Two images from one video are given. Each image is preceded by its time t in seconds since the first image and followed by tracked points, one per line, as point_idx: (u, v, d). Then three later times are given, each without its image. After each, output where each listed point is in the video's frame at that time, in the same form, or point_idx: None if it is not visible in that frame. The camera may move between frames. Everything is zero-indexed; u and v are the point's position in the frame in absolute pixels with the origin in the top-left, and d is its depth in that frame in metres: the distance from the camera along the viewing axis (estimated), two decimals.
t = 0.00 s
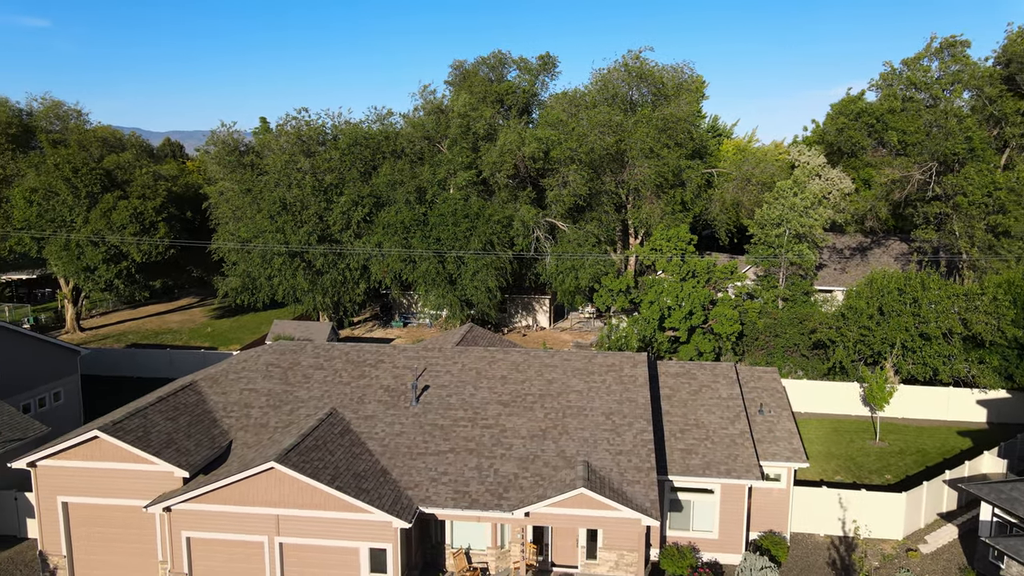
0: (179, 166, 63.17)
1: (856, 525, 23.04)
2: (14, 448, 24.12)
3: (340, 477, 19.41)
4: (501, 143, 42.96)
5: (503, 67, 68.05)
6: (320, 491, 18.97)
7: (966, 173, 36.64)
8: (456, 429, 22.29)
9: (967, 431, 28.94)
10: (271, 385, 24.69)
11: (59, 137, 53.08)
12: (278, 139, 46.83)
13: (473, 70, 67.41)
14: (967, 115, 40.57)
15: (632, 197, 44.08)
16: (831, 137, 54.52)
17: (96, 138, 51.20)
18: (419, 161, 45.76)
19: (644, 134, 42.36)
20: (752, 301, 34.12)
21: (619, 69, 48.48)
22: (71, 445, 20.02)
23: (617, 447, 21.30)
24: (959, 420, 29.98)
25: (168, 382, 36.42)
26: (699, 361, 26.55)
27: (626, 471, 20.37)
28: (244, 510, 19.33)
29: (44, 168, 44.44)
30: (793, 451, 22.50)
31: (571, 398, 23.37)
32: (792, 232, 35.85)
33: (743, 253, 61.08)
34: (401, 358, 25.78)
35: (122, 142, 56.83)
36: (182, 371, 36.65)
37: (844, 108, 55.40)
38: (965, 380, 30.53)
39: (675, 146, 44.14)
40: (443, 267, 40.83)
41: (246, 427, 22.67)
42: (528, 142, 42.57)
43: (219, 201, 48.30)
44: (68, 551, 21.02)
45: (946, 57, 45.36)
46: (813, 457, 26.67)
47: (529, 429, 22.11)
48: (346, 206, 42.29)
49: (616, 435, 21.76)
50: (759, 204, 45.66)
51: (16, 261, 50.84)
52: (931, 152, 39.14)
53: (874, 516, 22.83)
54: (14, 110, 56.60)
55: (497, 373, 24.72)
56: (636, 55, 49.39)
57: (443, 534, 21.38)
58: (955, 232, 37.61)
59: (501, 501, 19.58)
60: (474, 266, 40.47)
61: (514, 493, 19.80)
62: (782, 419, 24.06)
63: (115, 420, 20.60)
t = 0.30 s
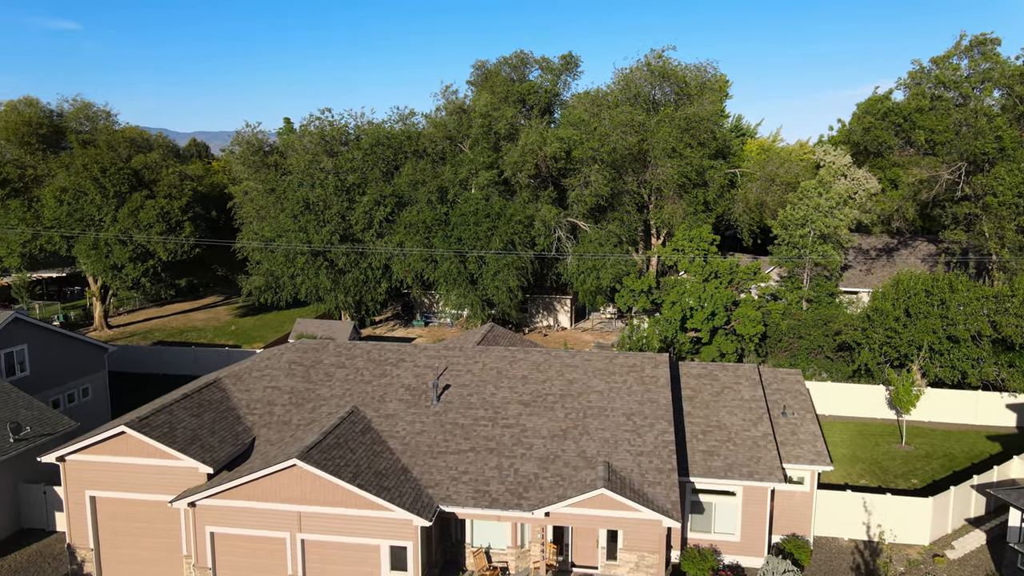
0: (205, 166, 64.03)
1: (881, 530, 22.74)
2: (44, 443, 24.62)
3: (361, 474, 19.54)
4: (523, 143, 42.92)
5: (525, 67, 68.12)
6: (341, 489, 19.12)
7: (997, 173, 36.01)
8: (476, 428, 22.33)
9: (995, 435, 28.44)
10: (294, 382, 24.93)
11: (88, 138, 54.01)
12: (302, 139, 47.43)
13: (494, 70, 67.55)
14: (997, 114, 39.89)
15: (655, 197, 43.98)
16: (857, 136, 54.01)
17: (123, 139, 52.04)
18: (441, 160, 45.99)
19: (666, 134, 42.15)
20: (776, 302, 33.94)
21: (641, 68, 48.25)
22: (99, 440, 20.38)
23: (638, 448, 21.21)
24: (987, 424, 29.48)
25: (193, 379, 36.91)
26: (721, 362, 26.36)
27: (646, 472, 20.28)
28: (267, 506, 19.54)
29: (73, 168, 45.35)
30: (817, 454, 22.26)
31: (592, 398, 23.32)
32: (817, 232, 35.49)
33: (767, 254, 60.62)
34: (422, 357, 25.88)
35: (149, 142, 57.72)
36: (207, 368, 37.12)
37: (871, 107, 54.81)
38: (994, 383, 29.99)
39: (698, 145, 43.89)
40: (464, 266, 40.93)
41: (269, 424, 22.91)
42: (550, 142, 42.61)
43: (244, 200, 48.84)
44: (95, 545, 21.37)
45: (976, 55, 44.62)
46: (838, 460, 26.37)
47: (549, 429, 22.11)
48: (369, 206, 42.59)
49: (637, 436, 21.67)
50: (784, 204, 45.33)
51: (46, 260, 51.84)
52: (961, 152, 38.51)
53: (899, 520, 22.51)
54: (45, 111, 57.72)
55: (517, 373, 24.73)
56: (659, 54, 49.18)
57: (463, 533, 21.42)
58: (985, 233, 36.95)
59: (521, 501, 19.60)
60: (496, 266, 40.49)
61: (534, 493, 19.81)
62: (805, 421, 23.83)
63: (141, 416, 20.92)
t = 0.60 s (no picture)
0: (228, 166, 64.81)
1: (905, 534, 22.43)
2: (72, 438, 25.08)
3: (380, 472, 19.65)
4: (543, 143, 42.91)
5: (546, 67, 68.13)
6: (361, 486, 19.25)
7: None
8: (495, 428, 22.38)
9: None
10: (315, 380, 25.15)
11: (115, 138, 54.88)
12: (324, 139, 48.18)
13: (515, 70, 67.69)
14: None
15: (676, 197, 43.89)
16: (882, 135, 53.71)
17: (149, 139, 52.83)
18: (461, 160, 47.09)
19: (688, 134, 41.95)
20: (798, 303, 33.89)
21: (662, 67, 47.99)
22: (124, 436, 20.70)
23: (658, 448, 21.12)
24: (1015, 428, 28.99)
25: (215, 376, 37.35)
26: (742, 363, 26.16)
27: (666, 473, 20.19)
28: (287, 503, 19.71)
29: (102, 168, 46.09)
30: (840, 456, 22.03)
31: (612, 398, 23.26)
32: (840, 232, 35.17)
33: (790, 255, 60.14)
34: (441, 356, 25.98)
35: (174, 142, 58.52)
36: (229, 366, 37.54)
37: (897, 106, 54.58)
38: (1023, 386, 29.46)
39: (720, 145, 43.65)
40: (484, 266, 41.01)
41: (290, 421, 23.13)
42: (570, 142, 42.49)
43: (266, 199, 49.33)
44: (120, 539, 21.69)
45: (1006, 53, 43.91)
46: (862, 463, 26.08)
47: (568, 429, 22.09)
48: (389, 205, 42.82)
49: (657, 437, 21.59)
50: (807, 204, 45.13)
51: (74, 259, 52.68)
52: (989, 152, 37.91)
53: (924, 524, 22.20)
54: (74, 112, 58.75)
55: (537, 372, 24.72)
56: (681, 53, 48.95)
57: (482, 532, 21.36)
58: (1014, 233, 36.33)
59: (540, 500, 19.60)
60: (516, 266, 40.48)
61: (553, 493, 19.81)
62: (828, 423, 23.60)
63: (165, 412, 21.21)
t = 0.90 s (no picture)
0: (250, 166, 65.50)
1: (927, 538, 22.19)
2: (96, 434, 25.46)
3: (398, 470, 19.76)
4: (562, 142, 42.88)
5: (566, 67, 68.14)
6: (380, 484, 19.36)
7: None
8: (513, 427, 22.41)
9: None
10: (334, 378, 25.36)
11: (139, 138, 55.63)
12: (344, 139, 48.62)
13: (535, 70, 67.76)
14: None
15: (696, 196, 43.80)
16: (906, 135, 53.43)
17: (173, 139, 53.50)
18: (481, 160, 47.27)
19: (708, 133, 41.79)
20: (820, 304, 33.60)
21: (682, 66, 47.79)
22: (147, 432, 20.99)
23: (676, 449, 21.04)
24: None
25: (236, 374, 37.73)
26: (762, 364, 25.98)
27: (684, 474, 20.10)
28: (307, 499, 19.88)
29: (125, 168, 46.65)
30: (861, 459, 21.83)
31: (630, 399, 23.20)
32: (863, 232, 34.86)
33: (811, 255, 59.65)
34: (460, 355, 26.06)
35: (197, 142, 59.23)
36: (250, 363, 37.95)
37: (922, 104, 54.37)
38: None
39: (741, 144, 43.40)
40: (503, 266, 41.08)
41: (309, 419, 23.33)
42: (589, 142, 42.34)
43: (287, 199, 49.79)
44: (143, 533, 21.99)
45: None
46: (884, 466, 25.82)
47: (586, 429, 22.07)
48: (409, 204, 43.01)
49: (675, 437, 21.50)
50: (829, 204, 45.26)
51: (99, 258, 53.48)
52: (1016, 151, 37.30)
53: (947, 528, 21.93)
54: (99, 112, 59.64)
55: (555, 372, 24.73)
56: (702, 51, 48.73)
57: (500, 531, 21.56)
58: None
59: (557, 500, 19.61)
60: (534, 265, 40.51)
61: (570, 493, 19.80)
62: (849, 425, 23.37)
63: (187, 408, 21.48)
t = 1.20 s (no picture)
0: (271, 166, 66.16)
1: (950, 542, 21.92)
2: (119, 430, 25.83)
3: (416, 468, 19.84)
4: (581, 142, 42.79)
5: (585, 66, 68.15)
6: (397, 481, 19.46)
7: None
8: (531, 426, 22.45)
9: None
10: (353, 376, 25.54)
11: (162, 138, 56.38)
12: (363, 138, 48.97)
13: (554, 70, 67.81)
14: None
15: (715, 196, 43.70)
16: (930, 134, 52.86)
17: (195, 139, 54.16)
18: (499, 160, 46.92)
19: (728, 133, 41.62)
20: (841, 305, 33.28)
21: (702, 65, 47.57)
22: (169, 428, 21.28)
23: (694, 450, 20.95)
24: None
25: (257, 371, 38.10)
26: (781, 365, 25.78)
27: (702, 475, 20.00)
28: (325, 496, 20.03)
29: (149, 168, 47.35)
30: (882, 461, 21.61)
31: (648, 399, 23.14)
32: (885, 233, 34.51)
33: (832, 256, 59.14)
34: (477, 354, 26.14)
35: (219, 142, 59.89)
36: (270, 361, 38.34)
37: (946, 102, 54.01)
38: None
39: (761, 144, 43.13)
40: (521, 265, 41.16)
41: (328, 416, 23.50)
42: (608, 141, 42.19)
43: (307, 199, 50.23)
44: (165, 528, 22.28)
45: None
46: (906, 469, 25.57)
47: (604, 429, 22.05)
48: (427, 204, 43.20)
49: (693, 438, 21.41)
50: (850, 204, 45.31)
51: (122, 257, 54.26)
52: None
53: (970, 533, 21.65)
54: (124, 113, 60.54)
55: (573, 372, 24.72)
56: (722, 50, 48.45)
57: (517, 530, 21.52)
58: None
59: (574, 499, 19.61)
60: (553, 265, 40.52)
61: (588, 492, 19.79)
62: (870, 428, 23.14)
63: (208, 405, 21.74)
